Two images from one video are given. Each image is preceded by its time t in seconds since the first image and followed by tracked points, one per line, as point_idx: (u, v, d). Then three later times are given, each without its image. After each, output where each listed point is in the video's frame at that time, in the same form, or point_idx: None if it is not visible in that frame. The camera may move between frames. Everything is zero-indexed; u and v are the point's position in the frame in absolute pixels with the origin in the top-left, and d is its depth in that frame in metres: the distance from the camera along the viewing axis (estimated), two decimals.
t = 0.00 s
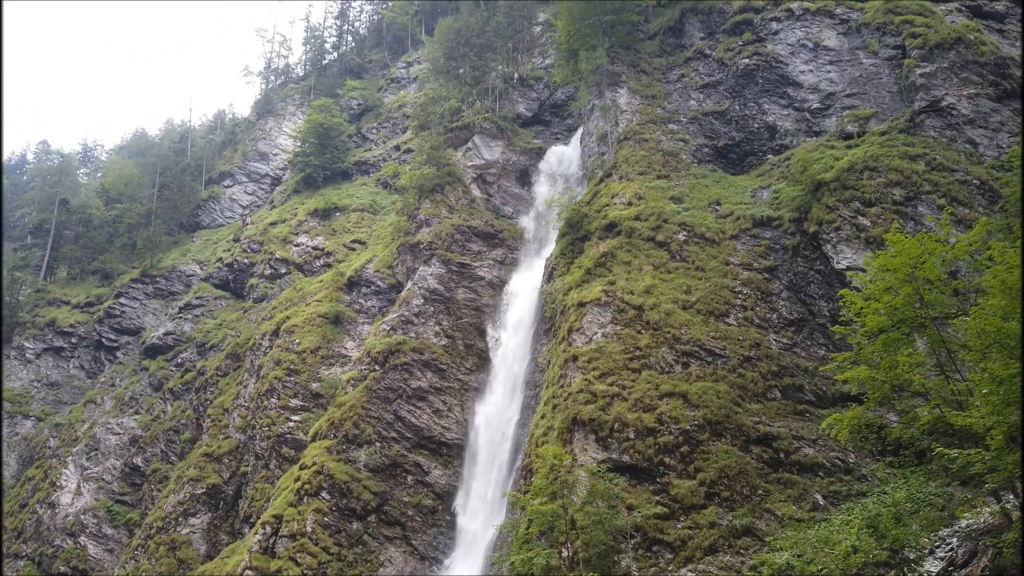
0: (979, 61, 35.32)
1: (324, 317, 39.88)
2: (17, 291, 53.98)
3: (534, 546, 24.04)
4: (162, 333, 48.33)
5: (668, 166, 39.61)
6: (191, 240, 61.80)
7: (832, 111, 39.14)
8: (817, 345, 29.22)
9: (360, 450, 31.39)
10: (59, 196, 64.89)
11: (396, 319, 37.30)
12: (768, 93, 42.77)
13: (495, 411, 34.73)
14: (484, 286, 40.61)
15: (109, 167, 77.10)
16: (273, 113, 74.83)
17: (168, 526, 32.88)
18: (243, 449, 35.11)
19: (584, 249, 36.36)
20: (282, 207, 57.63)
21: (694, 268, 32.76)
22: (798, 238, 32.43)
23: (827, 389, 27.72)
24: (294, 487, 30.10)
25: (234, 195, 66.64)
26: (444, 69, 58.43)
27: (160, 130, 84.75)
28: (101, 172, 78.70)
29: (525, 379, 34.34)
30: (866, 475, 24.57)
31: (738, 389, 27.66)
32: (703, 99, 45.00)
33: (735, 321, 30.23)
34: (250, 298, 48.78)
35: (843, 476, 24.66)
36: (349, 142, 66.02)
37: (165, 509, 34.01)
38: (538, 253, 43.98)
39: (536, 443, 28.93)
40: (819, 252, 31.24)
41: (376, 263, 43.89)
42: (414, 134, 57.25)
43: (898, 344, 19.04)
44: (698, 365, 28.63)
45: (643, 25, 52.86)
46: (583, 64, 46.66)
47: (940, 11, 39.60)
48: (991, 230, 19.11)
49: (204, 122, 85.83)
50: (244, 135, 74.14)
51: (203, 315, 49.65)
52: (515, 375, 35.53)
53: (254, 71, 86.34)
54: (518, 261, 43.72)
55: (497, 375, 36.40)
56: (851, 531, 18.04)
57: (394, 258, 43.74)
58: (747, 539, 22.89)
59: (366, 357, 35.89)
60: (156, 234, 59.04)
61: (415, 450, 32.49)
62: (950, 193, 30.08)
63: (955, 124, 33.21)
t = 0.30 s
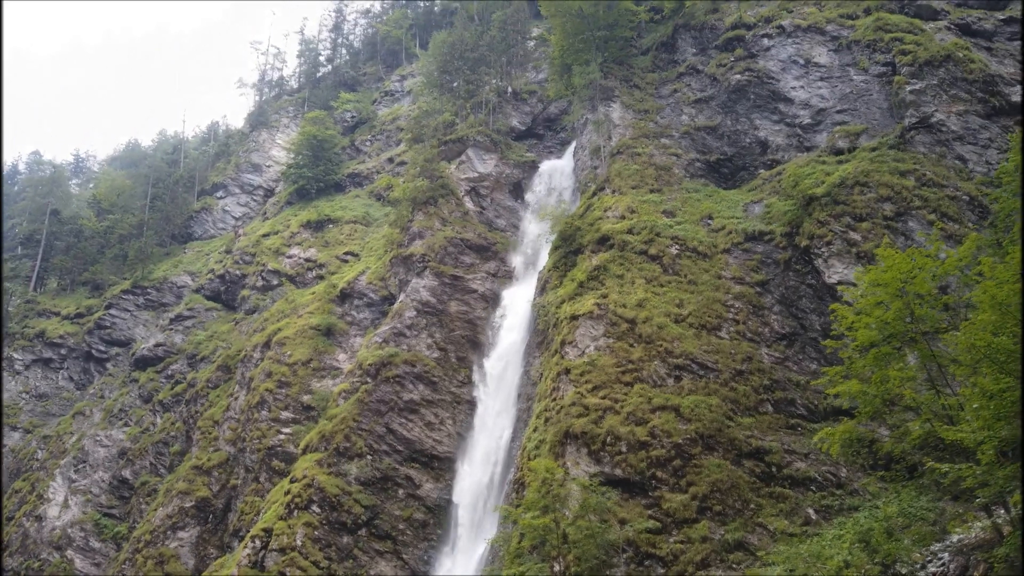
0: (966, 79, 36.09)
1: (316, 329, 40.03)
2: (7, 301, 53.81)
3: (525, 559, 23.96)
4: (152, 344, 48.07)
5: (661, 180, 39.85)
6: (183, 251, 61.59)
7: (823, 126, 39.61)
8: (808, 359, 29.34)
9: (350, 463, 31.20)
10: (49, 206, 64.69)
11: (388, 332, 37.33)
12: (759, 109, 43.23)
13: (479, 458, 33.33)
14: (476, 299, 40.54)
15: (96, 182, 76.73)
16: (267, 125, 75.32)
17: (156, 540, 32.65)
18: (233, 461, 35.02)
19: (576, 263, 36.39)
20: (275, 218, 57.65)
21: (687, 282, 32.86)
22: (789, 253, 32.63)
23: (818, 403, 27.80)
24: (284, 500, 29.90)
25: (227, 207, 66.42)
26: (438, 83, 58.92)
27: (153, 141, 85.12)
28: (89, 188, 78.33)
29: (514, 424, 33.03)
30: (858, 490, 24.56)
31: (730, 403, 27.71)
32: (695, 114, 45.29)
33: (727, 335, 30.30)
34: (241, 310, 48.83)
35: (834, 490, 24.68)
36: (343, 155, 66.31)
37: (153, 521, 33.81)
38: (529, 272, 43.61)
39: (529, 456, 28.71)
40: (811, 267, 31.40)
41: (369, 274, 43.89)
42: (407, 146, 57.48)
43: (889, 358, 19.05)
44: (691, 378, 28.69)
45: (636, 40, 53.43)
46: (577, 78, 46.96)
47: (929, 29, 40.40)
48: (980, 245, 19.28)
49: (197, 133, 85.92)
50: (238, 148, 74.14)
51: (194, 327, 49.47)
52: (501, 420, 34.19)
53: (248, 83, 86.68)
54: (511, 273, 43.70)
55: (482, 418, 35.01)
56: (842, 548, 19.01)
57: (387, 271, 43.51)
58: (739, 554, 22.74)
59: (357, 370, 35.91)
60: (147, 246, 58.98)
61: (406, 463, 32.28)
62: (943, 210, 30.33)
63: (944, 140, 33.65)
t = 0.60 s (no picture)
0: None
1: (335, 228, 41.26)
2: None
3: (594, 443, 25.50)
4: (146, 242, 47.90)
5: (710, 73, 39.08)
6: (171, 147, 58.82)
7: (884, 19, 37.51)
8: (872, 249, 28.67)
9: (391, 355, 32.39)
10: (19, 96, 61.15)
11: (417, 228, 38.46)
12: None
13: (510, 386, 32.94)
14: (508, 196, 40.74)
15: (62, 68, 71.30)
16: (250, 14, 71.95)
17: (174, 435, 34.74)
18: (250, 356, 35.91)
19: (628, 153, 36.46)
20: (272, 112, 56.98)
21: (749, 172, 32.82)
22: (853, 143, 32.56)
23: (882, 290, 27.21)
24: (324, 392, 31.21)
25: (213, 102, 63.29)
26: None
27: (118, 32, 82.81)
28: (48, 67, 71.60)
29: (544, 354, 32.66)
30: (929, 371, 24.40)
31: (801, 290, 27.45)
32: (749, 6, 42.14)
33: (794, 224, 29.57)
34: (242, 206, 48.43)
35: (909, 373, 24.52)
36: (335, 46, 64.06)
37: (173, 416, 35.68)
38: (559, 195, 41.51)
39: (588, 347, 28.67)
40: (877, 158, 31.44)
41: (384, 170, 45.60)
42: (421, 57, 58.33)
43: None
44: (760, 265, 28.32)
45: None
46: None
47: None
48: None
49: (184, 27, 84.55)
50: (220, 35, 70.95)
51: (191, 224, 48.61)
52: (531, 351, 33.69)
53: None
54: (541, 168, 43.58)
55: (513, 345, 34.31)
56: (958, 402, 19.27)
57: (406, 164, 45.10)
58: (820, 432, 23.42)
59: (388, 265, 36.93)
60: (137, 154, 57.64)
61: (448, 355, 33.26)
62: (991, 117, 30.86)
63: (1010, 35, 33.30)
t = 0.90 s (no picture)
0: None
1: (334, 224, 40.97)
2: None
3: (594, 442, 25.20)
4: (148, 238, 47.48)
5: (712, 69, 39.16)
6: (168, 143, 58.26)
7: (885, 16, 37.38)
8: (874, 247, 28.79)
9: (390, 352, 32.32)
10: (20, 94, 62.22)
11: (419, 225, 38.17)
12: None
13: (514, 384, 32.95)
14: (510, 192, 41.25)
15: (65, 71, 71.96)
16: (254, 14, 73.39)
17: (175, 431, 34.02)
18: (252, 353, 35.82)
19: (630, 150, 36.31)
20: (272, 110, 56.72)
21: (750, 169, 32.71)
22: (855, 141, 32.44)
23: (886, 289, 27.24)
24: (323, 389, 30.91)
25: (214, 99, 64.23)
26: None
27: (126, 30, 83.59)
28: (52, 70, 72.91)
29: (544, 351, 32.47)
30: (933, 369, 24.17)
31: (802, 287, 27.39)
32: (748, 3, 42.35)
33: (795, 222, 29.63)
34: (245, 204, 47.97)
35: (912, 370, 24.27)
36: (338, 46, 64.62)
37: (171, 412, 35.15)
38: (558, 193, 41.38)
39: (590, 343, 28.51)
40: (878, 155, 31.49)
41: (385, 168, 45.33)
42: (420, 57, 58.87)
43: None
44: (762, 264, 28.24)
45: None
46: None
47: None
48: None
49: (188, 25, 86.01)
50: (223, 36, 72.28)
51: (192, 221, 48.46)
52: (533, 349, 33.50)
53: None
54: (542, 167, 43.97)
55: (517, 344, 34.36)
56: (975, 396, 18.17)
57: (406, 163, 44.81)
58: (823, 429, 23.06)
59: (390, 261, 36.73)
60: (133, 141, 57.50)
61: (448, 353, 33.29)
62: (997, 112, 30.57)
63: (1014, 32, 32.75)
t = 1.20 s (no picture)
0: None
1: (336, 216, 40.90)
2: None
3: (597, 434, 25.18)
4: (151, 231, 47.50)
5: (715, 61, 38.89)
6: (171, 137, 60.33)
7: (889, 8, 37.60)
8: (876, 241, 28.95)
9: (392, 345, 32.44)
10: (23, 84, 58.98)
11: (421, 218, 38.07)
12: None
13: (517, 380, 33.11)
14: (513, 185, 41.43)
15: (66, 64, 72.47)
16: (256, 7, 75.85)
17: (178, 423, 34.14)
18: (254, 346, 36.04)
19: (631, 143, 36.22)
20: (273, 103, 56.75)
21: (751, 161, 32.64)
22: (858, 134, 32.39)
23: (887, 282, 27.35)
24: (326, 382, 31.00)
25: (216, 93, 66.95)
26: None
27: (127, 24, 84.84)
28: (56, 64, 73.34)
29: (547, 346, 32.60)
30: (936, 362, 24.22)
31: (805, 279, 27.34)
32: None
33: (798, 215, 29.63)
34: (247, 197, 48.17)
35: (913, 363, 24.34)
36: (340, 40, 64.81)
37: (173, 405, 35.26)
38: (557, 188, 41.39)
39: (592, 335, 28.44)
40: (881, 148, 31.43)
41: (386, 161, 45.15)
42: (420, 49, 59.14)
43: None
44: (765, 257, 28.21)
45: None
46: None
47: None
48: None
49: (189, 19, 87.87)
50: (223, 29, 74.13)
51: (195, 215, 48.76)
52: (536, 344, 33.62)
53: None
54: (544, 160, 44.16)
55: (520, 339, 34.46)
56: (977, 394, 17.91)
57: (407, 157, 44.74)
58: (824, 422, 23.06)
59: (391, 255, 36.76)
60: (135, 131, 57.67)
61: (449, 346, 33.41)
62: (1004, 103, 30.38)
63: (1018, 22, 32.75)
